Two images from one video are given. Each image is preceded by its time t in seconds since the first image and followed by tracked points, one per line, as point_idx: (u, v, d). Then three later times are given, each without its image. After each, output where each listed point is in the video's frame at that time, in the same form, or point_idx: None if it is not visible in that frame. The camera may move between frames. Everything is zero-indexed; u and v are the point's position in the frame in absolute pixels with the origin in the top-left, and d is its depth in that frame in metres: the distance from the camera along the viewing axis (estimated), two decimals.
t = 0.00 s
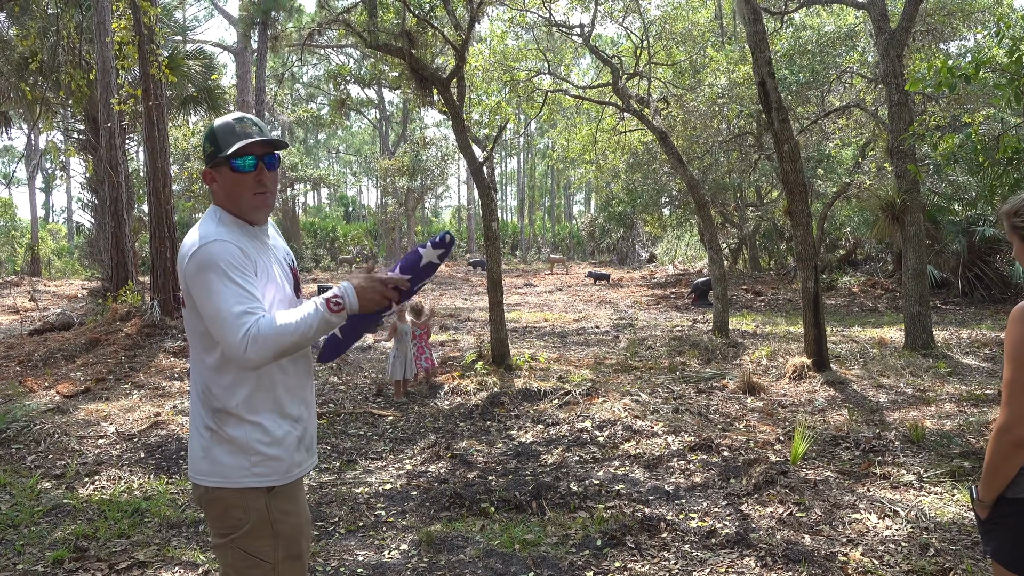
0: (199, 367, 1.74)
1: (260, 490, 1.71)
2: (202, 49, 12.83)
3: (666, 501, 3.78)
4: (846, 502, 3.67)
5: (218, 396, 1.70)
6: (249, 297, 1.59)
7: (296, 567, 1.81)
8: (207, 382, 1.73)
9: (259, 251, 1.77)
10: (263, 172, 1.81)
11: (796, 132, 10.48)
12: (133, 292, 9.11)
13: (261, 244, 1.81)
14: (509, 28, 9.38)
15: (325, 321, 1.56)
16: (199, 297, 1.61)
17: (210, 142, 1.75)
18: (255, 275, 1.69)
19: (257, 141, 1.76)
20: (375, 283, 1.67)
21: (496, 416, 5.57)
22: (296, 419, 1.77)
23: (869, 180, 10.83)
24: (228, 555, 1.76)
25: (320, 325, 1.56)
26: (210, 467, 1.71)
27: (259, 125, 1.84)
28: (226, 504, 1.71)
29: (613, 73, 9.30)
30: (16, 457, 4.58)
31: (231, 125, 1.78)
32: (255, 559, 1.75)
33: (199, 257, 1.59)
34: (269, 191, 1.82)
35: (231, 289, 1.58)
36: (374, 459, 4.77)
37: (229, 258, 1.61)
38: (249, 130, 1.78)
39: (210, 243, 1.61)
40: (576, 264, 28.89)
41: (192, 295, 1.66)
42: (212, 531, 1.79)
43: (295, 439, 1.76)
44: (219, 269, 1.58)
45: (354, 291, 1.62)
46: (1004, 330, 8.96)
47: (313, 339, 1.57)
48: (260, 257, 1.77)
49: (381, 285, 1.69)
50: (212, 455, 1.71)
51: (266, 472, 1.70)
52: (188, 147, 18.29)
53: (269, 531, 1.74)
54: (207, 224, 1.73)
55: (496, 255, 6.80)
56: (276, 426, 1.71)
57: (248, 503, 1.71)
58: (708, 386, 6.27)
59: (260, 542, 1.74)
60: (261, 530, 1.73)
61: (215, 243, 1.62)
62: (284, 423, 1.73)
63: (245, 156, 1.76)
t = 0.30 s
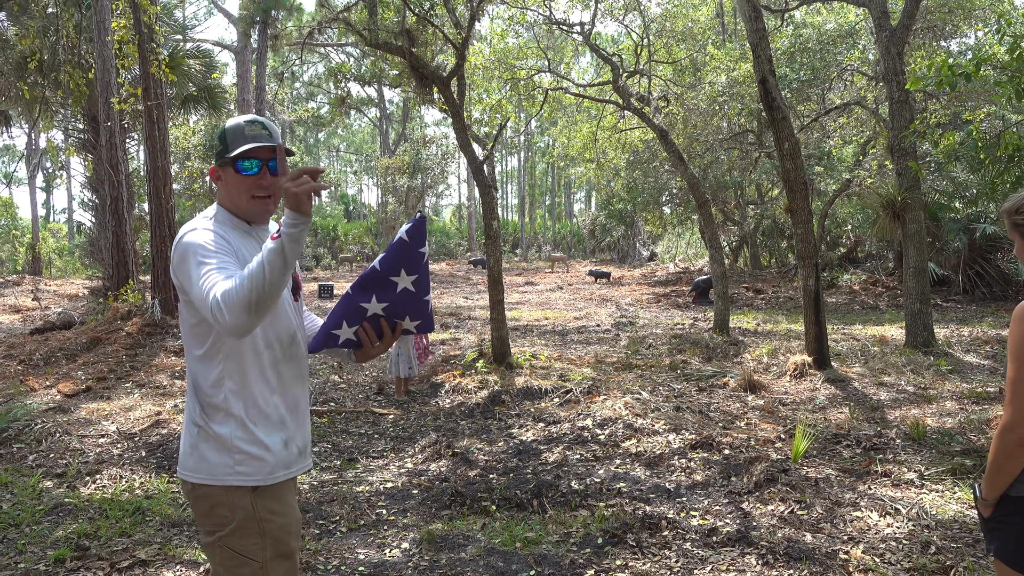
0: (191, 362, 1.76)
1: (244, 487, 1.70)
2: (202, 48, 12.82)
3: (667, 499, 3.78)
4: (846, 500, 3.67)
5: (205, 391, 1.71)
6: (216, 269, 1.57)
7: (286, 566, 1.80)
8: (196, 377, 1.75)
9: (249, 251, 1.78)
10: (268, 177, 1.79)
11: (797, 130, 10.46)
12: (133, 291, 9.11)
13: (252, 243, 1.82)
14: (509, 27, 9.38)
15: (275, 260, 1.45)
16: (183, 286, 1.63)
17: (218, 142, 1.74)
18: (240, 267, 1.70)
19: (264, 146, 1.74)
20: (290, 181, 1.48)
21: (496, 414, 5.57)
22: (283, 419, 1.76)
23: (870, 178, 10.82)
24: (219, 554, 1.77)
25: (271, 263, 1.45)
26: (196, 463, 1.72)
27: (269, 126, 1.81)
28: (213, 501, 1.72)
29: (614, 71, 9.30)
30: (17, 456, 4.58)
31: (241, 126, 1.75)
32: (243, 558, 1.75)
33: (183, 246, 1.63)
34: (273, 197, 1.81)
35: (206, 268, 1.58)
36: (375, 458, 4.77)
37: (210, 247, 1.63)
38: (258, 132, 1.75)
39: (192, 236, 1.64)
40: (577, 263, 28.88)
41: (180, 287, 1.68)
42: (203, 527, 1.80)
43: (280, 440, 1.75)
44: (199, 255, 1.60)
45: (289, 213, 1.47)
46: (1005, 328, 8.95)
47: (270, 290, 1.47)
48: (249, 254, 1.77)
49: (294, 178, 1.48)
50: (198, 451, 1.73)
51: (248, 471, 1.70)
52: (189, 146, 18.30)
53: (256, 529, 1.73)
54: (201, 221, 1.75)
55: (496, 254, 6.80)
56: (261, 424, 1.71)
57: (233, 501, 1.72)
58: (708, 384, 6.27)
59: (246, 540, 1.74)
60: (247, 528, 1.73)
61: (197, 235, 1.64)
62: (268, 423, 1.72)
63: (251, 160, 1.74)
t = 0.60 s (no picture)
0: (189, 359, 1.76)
1: (239, 488, 1.71)
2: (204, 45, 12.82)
3: (669, 497, 3.77)
4: (849, 498, 3.66)
5: (201, 391, 1.71)
6: (211, 272, 1.53)
7: (282, 565, 1.80)
8: (193, 375, 1.75)
9: (248, 249, 1.77)
10: (266, 173, 1.79)
11: (801, 127, 10.43)
12: (136, 289, 9.12)
13: (251, 242, 1.80)
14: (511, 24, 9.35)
15: (271, 273, 1.40)
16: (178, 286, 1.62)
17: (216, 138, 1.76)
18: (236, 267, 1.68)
19: (261, 143, 1.75)
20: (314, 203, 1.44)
21: (498, 412, 5.57)
22: (279, 422, 1.75)
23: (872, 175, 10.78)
24: (214, 553, 1.77)
25: (266, 276, 1.40)
26: (192, 462, 1.73)
27: (268, 124, 1.83)
28: (210, 500, 1.73)
29: (616, 68, 9.27)
30: (19, 453, 4.59)
31: (238, 123, 1.77)
32: (239, 557, 1.75)
33: (180, 246, 1.62)
34: (270, 194, 1.82)
35: (200, 269, 1.55)
36: (377, 455, 4.78)
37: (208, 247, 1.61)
38: (255, 129, 1.77)
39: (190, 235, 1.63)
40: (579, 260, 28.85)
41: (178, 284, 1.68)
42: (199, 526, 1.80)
43: (275, 442, 1.74)
44: (194, 255, 1.58)
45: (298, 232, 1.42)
46: (1008, 325, 8.93)
47: (262, 301, 1.42)
48: (247, 253, 1.76)
49: (314, 203, 1.43)
50: (194, 449, 1.73)
51: (243, 472, 1.70)
52: (192, 144, 18.32)
53: (252, 528, 1.74)
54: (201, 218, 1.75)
55: (498, 251, 6.79)
56: (256, 426, 1.70)
57: (230, 500, 1.72)
58: (711, 381, 6.27)
59: (243, 540, 1.74)
60: (244, 527, 1.73)
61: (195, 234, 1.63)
62: (263, 425, 1.72)
63: (248, 156, 1.75)
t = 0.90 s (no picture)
0: (190, 362, 1.75)
1: (245, 489, 1.70)
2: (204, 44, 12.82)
3: (669, 496, 3.78)
4: (849, 497, 3.66)
5: (206, 393, 1.70)
6: (217, 277, 1.53)
7: (283, 566, 1.81)
8: (196, 378, 1.74)
9: (247, 250, 1.77)
10: (265, 173, 1.79)
11: (802, 126, 10.41)
12: (137, 288, 9.12)
13: (247, 242, 1.80)
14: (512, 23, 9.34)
15: (282, 280, 1.41)
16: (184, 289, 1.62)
17: (214, 137, 1.74)
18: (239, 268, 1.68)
19: (260, 143, 1.73)
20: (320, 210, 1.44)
21: (499, 411, 5.58)
22: (284, 421, 1.76)
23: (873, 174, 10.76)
24: (217, 553, 1.76)
25: (276, 284, 1.41)
26: (197, 463, 1.72)
27: (267, 123, 1.81)
28: (215, 501, 1.72)
29: (616, 67, 9.25)
30: (20, 452, 4.59)
31: (237, 121, 1.75)
32: (243, 557, 1.75)
33: (184, 249, 1.61)
34: (268, 193, 1.82)
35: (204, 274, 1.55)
36: (378, 454, 4.78)
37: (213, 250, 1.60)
38: (254, 128, 1.76)
39: (192, 238, 1.62)
40: (580, 259, 28.81)
41: (178, 287, 1.66)
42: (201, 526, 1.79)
43: (282, 441, 1.74)
44: (197, 259, 1.57)
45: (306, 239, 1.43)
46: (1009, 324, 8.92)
47: (273, 308, 1.43)
48: (248, 254, 1.77)
49: (322, 210, 1.43)
50: (199, 451, 1.72)
51: (250, 473, 1.69)
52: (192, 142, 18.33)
53: (257, 529, 1.74)
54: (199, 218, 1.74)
55: (499, 250, 6.79)
56: (263, 425, 1.70)
57: (236, 501, 1.71)
58: (711, 380, 6.27)
59: (247, 540, 1.74)
60: (249, 528, 1.73)
61: (197, 237, 1.63)
62: (269, 425, 1.72)
63: (248, 155, 1.74)
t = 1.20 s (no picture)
0: (192, 365, 1.75)
1: (250, 490, 1.71)
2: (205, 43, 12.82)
3: (670, 496, 3.78)
4: (849, 496, 3.66)
5: (210, 395, 1.70)
6: (222, 283, 1.53)
7: (283, 568, 1.81)
8: (199, 381, 1.74)
9: (248, 252, 1.78)
10: (264, 174, 1.80)
11: (803, 126, 10.40)
12: (137, 287, 9.13)
13: (247, 244, 1.80)
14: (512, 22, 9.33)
15: (290, 288, 1.43)
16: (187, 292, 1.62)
17: (212, 138, 1.73)
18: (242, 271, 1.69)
19: (259, 145, 1.73)
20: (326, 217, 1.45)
21: (499, 410, 5.58)
22: (288, 421, 1.77)
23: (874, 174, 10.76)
24: (218, 554, 1.76)
25: (283, 293, 1.43)
26: (202, 465, 1.71)
27: (263, 124, 1.81)
28: (220, 502, 1.71)
29: (617, 66, 9.25)
30: (21, 451, 4.60)
31: (234, 122, 1.75)
32: (244, 559, 1.75)
33: (188, 252, 1.61)
34: (268, 195, 1.82)
35: (208, 279, 1.54)
36: (378, 454, 4.78)
37: (216, 253, 1.60)
38: (252, 129, 1.76)
39: (194, 243, 1.61)
40: (580, 258, 28.80)
41: (180, 291, 1.65)
42: (203, 527, 1.79)
43: (286, 442, 1.75)
44: (201, 263, 1.57)
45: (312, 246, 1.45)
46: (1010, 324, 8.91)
47: (279, 316, 1.44)
48: (249, 256, 1.77)
49: (329, 219, 1.45)
50: (204, 453, 1.71)
51: (256, 474, 1.70)
52: (193, 142, 18.34)
53: (260, 530, 1.74)
54: (199, 221, 1.73)
55: (499, 250, 6.79)
56: (269, 426, 1.71)
57: (241, 502, 1.71)
58: (711, 380, 6.27)
59: (249, 542, 1.74)
60: (253, 529, 1.73)
61: (199, 241, 1.62)
62: (275, 426, 1.73)
63: (247, 157, 1.74)
